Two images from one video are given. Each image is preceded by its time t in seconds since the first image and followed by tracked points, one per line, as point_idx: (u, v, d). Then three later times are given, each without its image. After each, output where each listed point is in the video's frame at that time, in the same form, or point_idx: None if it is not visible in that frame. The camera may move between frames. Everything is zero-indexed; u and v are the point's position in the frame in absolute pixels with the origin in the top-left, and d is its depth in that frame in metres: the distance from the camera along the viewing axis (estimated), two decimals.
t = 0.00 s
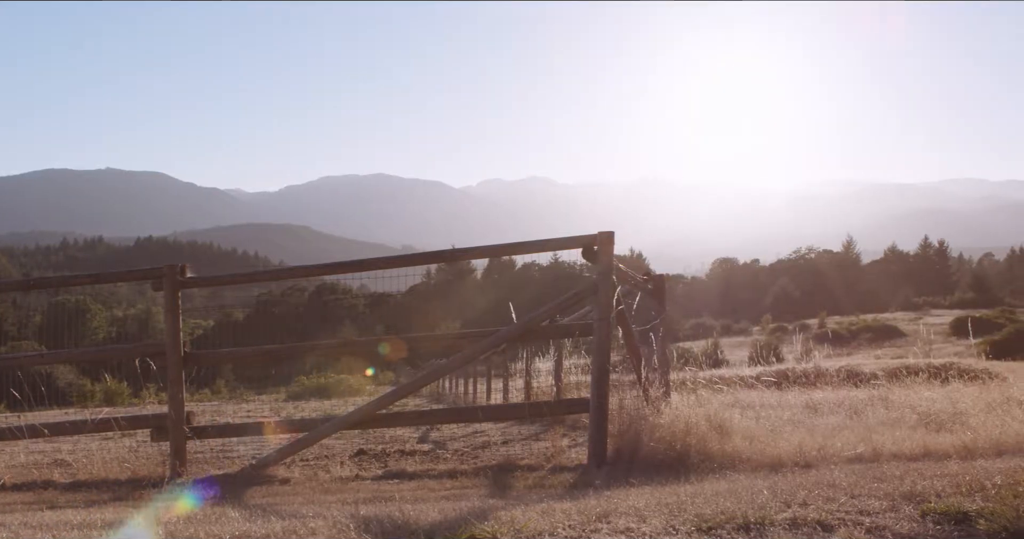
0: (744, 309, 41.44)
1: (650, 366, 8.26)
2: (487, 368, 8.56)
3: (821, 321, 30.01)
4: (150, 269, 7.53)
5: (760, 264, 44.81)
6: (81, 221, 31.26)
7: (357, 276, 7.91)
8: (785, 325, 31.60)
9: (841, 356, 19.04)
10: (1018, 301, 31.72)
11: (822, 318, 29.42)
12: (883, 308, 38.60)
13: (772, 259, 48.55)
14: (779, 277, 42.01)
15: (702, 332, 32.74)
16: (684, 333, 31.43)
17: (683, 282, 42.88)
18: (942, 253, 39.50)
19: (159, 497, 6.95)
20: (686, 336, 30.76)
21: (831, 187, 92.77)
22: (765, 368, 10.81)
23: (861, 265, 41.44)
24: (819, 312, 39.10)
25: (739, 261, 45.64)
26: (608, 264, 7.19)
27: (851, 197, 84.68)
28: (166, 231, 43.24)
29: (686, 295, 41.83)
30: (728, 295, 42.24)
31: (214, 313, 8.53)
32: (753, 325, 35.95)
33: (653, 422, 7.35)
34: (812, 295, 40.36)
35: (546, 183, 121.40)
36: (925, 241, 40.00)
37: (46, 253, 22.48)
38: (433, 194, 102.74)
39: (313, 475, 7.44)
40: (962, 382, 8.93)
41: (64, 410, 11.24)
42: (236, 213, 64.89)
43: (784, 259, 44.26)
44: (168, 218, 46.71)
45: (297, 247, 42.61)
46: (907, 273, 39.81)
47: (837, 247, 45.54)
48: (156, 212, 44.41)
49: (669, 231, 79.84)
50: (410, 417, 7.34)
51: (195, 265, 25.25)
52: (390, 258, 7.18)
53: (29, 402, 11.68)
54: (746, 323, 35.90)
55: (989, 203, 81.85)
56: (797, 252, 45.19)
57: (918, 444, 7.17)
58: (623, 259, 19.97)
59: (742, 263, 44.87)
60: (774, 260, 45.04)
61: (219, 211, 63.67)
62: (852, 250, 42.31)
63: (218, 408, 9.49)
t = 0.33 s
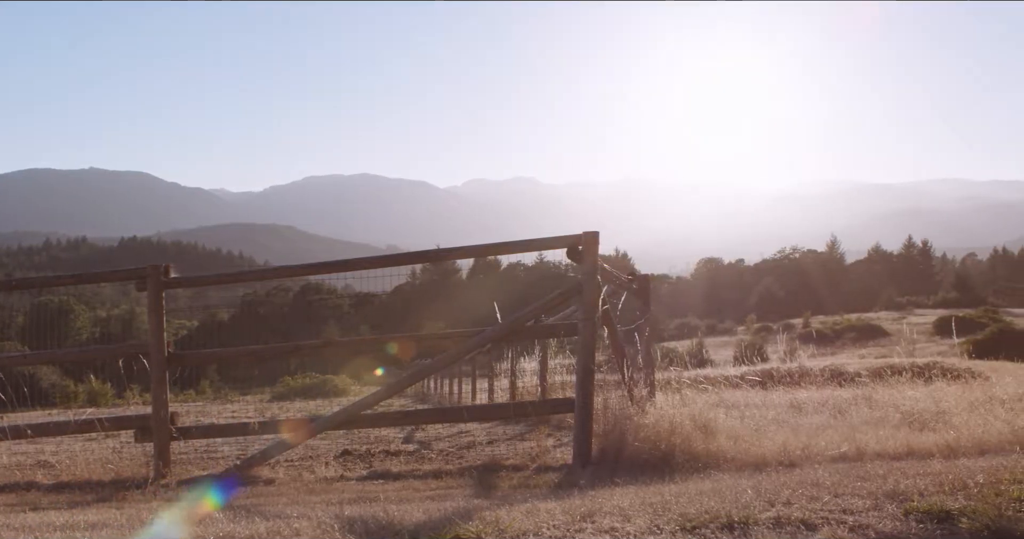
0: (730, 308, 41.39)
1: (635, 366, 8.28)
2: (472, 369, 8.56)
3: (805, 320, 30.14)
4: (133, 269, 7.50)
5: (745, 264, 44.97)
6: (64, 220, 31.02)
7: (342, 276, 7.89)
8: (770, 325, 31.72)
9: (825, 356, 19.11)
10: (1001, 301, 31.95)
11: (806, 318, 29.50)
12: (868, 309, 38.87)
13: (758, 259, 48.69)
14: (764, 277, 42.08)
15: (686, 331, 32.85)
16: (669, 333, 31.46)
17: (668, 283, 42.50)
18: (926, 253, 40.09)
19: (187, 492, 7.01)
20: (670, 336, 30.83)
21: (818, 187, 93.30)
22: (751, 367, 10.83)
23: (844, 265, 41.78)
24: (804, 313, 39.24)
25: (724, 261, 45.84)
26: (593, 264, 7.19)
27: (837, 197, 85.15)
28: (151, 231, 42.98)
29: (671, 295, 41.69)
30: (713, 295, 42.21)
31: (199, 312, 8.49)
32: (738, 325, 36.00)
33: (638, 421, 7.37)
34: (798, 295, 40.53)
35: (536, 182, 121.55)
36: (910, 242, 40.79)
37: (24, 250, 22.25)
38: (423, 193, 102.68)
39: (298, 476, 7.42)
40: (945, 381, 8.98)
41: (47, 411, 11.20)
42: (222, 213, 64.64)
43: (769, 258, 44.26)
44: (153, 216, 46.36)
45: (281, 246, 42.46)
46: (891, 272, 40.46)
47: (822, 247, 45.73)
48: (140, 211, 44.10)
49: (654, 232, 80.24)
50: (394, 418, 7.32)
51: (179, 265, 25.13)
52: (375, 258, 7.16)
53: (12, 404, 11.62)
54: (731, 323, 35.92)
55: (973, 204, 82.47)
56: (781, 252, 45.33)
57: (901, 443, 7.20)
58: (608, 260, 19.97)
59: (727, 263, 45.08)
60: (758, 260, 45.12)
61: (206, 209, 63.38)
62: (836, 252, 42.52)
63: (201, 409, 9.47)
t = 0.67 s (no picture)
0: (717, 305, 42.07)
1: (620, 366, 8.28)
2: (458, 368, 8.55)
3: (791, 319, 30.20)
4: (117, 268, 7.46)
5: (731, 264, 45.17)
6: (49, 220, 30.83)
7: (328, 276, 7.88)
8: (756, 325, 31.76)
9: (810, 357, 19.17)
10: (986, 300, 32.12)
11: (791, 318, 29.59)
12: (852, 309, 38.86)
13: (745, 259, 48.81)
14: (750, 276, 42.40)
15: (672, 332, 32.89)
16: (655, 334, 31.49)
17: (653, 284, 43.00)
18: (911, 253, 40.32)
19: (217, 490, 7.05)
20: (655, 336, 30.85)
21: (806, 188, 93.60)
22: (737, 367, 10.84)
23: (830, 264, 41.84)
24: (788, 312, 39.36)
25: (710, 261, 46.02)
26: (577, 264, 7.19)
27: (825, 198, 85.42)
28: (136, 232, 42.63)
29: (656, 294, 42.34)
30: (699, 294, 42.76)
31: (184, 313, 8.46)
32: (724, 325, 36.04)
33: (623, 421, 7.38)
34: (783, 295, 40.58)
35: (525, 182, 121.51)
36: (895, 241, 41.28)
37: (4, 248, 22.09)
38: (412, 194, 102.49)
39: (284, 476, 7.39)
40: (929, 380, 9.03)
41: (31, 412, 11.15)
42: (209, 214, 64.34)
43: (755, 258, 44.40)
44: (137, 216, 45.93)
45: (268, 247, 42.28)
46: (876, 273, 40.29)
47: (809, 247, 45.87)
48: (126, 212, 43.85)
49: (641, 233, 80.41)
50: (380, 418, 7.31)
51: (165, 266, 25.01)
52: (360, 258, 7.15)
53: None
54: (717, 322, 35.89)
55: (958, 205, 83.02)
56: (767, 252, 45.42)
57: (885, 442, 7.23)
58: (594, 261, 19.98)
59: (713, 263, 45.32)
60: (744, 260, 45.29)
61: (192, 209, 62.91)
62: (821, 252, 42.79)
63: (187, 410, 9.44)
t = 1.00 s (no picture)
0: (702, 305, 41.97)
1: (606, 366, 8.29)
2: (444, 369, 8.54)
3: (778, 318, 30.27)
4: (102, 269, 7.42)
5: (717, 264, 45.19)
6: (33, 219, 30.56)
7: (314, 276, 7.86)
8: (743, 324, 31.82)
9: (796, 356, 19.24)
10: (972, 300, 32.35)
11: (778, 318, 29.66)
12: (837, 309, 38.96)
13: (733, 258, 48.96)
14: (736, 277, 42.49)
15: (658, 332, 32.91)
16: (641, 334, 31.49)
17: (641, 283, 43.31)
18: (896, 253, 40.73)
19: (231, 490, 7.04)
20: (641, 336, 30.83)
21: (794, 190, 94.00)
22: (723, 367, 10.85)
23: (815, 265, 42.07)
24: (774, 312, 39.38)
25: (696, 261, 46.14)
26: (564, 264, 7.19)
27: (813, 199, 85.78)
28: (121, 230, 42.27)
29: (643, 294, 42.38)
30: (685, 294, 42.69)
31: (170, 313, 8.44)
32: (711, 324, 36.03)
33: (609, 421, 7.38)
34: (768, 295, 40.63)
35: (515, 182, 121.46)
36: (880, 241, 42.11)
37: None
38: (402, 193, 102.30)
39: (270, 477, 7.37)
40: (914, 380, 9.06)
41: (15, 413, 11.09)
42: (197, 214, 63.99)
43: (741, 258, 44.55)
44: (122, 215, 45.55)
45: (255, 247, 42.07)
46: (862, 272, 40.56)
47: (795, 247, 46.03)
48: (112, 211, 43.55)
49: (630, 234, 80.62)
50: (366, 418, 7.29)
51: (151, 266, 24.87)
52: (347, 258, 7.13)
53: None
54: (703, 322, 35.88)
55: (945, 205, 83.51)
56: (752, 252, 45.50)
57: (870, 442, 7.26)
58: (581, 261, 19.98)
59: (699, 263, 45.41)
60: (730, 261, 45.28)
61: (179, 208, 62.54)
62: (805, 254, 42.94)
63: (173, 410, 9.41)
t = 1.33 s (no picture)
0: (689, 305, 42.05)
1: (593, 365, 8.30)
2: (432, 369, 8.54)
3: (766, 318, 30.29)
4: (88, 269, 7.39)
5: (705, 264, 45.22)
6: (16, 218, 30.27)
7: (302, 276, 7.85)
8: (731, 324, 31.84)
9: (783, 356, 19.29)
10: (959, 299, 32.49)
11: (766, 318, 29.68)
12: (822, 309, 38.88)
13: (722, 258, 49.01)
14: (723, 277, 42.54)
15: (646, 332, 32.92)
16: (629, 333, 31.49)
17: (628, 284, 43.55)
18: (883, 253, 41.02)
19: (250, 490, 7.01)
20: (629, 336, 30.79)
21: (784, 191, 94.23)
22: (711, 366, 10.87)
23: (802, 264, 42.06)
24: (759, 312, 39.37)
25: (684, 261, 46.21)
26: (552, 264, 7.19)
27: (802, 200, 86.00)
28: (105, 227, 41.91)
29: (630, 293, 42.56)
30: (671, 296, 42.82)
31: (158, 313, 8.40)
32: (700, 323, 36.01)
33: (597, 421, 7.40)
34: (753, 294, 40.61)
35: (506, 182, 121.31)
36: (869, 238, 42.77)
37: None
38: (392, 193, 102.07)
39: (257, 478, 7.35)
40: (901, 379, 9.09)
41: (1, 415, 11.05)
42: (187, 214, 63.67)
43: (729, 258, 44.60)
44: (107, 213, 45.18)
45: (242, 247, 41.82)
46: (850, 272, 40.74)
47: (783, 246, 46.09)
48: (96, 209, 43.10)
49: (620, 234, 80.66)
50: (354, 419, 7.28)
51: (137, 266, 24.70)
52: (335, 257, 7.12)
53: None
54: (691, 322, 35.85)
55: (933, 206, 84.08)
56: (740, 252, 45.52)
57: (857, 441, 7.28)
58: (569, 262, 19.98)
59: (688, 263, 45.49)
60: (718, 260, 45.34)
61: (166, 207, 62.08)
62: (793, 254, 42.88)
63: (161, 411, 9.38)
